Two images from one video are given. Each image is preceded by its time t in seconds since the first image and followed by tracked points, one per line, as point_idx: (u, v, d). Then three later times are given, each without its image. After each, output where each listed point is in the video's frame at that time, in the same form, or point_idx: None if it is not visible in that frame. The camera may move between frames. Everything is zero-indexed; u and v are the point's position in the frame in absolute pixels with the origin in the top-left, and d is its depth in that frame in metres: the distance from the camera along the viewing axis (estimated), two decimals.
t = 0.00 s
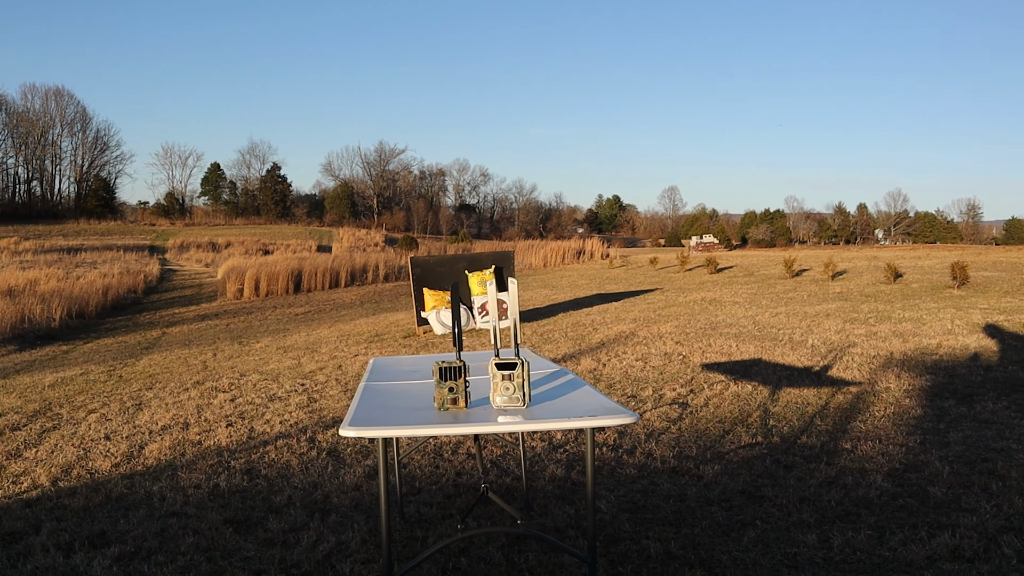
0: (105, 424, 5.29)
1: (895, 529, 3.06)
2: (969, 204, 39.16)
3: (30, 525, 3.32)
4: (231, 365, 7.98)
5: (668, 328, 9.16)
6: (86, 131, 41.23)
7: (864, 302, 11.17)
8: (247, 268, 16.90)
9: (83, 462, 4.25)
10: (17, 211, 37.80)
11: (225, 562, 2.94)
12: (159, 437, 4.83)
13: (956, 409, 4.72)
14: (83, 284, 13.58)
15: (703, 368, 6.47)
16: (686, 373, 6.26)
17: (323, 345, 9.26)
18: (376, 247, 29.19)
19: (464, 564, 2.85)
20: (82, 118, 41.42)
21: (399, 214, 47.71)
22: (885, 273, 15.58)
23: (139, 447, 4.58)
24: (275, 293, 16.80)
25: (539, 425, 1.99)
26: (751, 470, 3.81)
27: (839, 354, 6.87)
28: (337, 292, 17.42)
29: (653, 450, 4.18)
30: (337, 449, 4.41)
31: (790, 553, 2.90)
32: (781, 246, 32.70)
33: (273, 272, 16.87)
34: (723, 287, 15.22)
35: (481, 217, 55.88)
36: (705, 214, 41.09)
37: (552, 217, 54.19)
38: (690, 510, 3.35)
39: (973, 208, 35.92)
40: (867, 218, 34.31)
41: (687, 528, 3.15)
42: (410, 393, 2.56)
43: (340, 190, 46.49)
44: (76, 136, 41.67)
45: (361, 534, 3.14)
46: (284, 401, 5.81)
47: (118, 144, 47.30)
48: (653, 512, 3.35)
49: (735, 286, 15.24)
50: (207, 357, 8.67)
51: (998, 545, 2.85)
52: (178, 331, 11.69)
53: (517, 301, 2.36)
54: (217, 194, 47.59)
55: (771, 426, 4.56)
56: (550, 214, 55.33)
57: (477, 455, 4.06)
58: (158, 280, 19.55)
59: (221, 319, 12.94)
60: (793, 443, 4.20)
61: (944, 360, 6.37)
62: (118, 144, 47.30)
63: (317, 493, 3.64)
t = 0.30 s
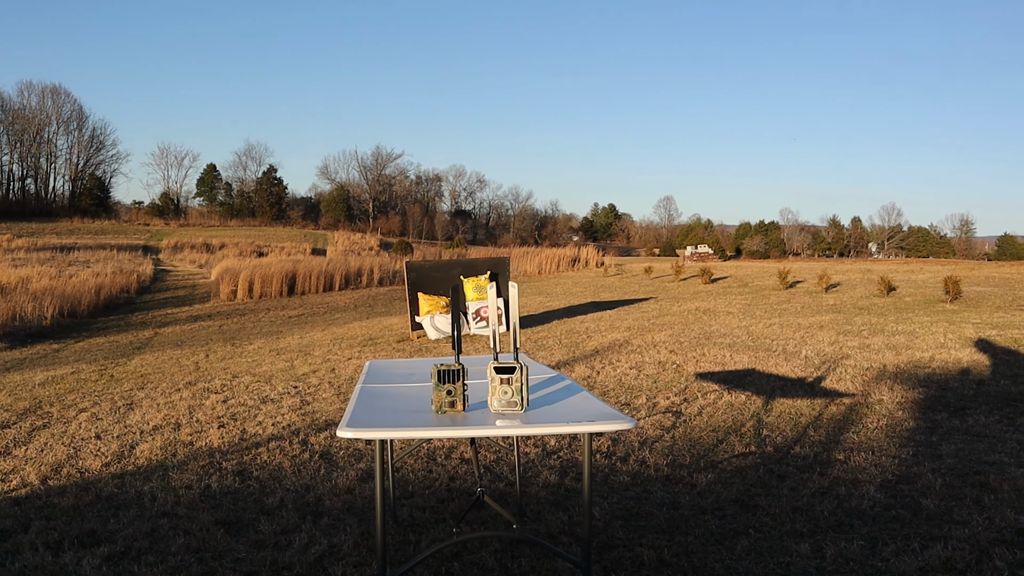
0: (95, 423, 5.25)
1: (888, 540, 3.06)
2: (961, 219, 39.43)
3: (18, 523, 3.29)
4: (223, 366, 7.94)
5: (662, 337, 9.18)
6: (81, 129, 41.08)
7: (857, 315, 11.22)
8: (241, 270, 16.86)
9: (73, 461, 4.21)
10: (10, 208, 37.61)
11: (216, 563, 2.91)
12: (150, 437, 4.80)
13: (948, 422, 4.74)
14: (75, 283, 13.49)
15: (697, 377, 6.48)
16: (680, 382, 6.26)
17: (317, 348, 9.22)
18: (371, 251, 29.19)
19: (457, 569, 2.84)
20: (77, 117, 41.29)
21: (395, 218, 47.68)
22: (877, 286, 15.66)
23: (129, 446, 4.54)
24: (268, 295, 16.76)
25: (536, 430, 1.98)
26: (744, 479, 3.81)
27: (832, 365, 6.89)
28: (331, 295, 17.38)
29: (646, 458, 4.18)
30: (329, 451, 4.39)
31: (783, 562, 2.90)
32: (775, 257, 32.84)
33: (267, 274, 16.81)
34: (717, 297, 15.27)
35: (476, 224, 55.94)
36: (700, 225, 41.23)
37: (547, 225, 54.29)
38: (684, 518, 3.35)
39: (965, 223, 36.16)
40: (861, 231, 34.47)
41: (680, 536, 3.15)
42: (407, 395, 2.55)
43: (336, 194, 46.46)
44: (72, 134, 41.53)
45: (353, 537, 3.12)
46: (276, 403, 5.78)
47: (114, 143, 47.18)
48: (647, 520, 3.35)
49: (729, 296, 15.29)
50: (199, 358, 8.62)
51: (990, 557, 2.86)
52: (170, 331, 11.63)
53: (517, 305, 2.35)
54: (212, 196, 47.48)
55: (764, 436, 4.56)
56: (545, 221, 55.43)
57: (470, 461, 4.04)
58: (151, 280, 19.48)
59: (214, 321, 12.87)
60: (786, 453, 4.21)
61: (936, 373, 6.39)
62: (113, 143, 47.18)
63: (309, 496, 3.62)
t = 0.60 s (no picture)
0: (90, 420, 5.23)
1: (884, 546, 3.06)
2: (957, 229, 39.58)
3: (13, 519, 3.27)
4: (219, 365, 7.91)
5: (658, 342, 9.18)
6: (79, 126, 40.96)
7: (853, 323, 11.24)
8: (237, 269, 16.82)
9: (68, 458, 4.19)
10: (6, 204, 37.47)
11: (211, 561, 2.90)
12: (145, 434, 4.77)
13: (945, 430, 4.75)
14: (71, 280, 13.44)
15: (693, 382, 6.48)
16: (676, 387, 6.26)
17: (313, 348, 9.20)
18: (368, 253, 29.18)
19: (454, 570, 2.83)
20: (75, 113, 41.18)
21: (393, 219, 47.66)
22: (874, 295, 15.69)
23: (125, 444, 4.52)
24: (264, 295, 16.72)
25: (537, 431, 1.98)
26: (741, 484, 3.81)
27: (829, 373, 6.90)
28: (327, 296, 17.35)
29: (643, 462, 4.17)
30: (325, 451, 4.38)
31: (779, 567, 2.91)
32: (771, 265, 32.89)
33: (263, 274, 16.77)
34: (714, 303, 15.29)
35: (473, 226, 55.93)
36: (697, 231, 41.27)
37: (544, 229, 54.29)
38: (680, 522, 3.34)
39: (961, 233, 36.21)
40: (858, 240, 34.32)
41: (676, 540, 3.14)
42: (406, 395, 2.54)
43: (333, 195, 46.41)
44: (70, 131, 41.41)
45: (350, 537, 3.11)
46: (272, 402, 5.76)
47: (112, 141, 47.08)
48: (643, 524, 3.34)
49: (725, 302, 15.30)
50: (195, 356, 8.59)
51: (986, 565, 2.86)
52: (166, 330, 11.59)
53: (519, 306, 2.33)
54: (209, 195, 47.38)
55: (761, 442, 4.56)
56: (542, 225, 55.47)
57: (467, 462, 4.03)
58: (147, 277, 19.41)
59: (210, 320, 12.83)
60: (783, 459, 4.21)
61: (932, 382, 6.41)
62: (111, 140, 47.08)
63: (305, 495, 3.61)
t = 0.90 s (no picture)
0: (87, 419, 5.22)
1: (882, 551, 3.07)
2: (955, 235, 39.64)
3: (9, 518, 3.27)
4: (217, 365, 7.91)
5: (657, 345, 9.19)
6: (79, 125, 40.96)
7: (852, 327, 11.25)
8: (236, 269, 16.82)
9: (65, 457, 4.19)
10: (5, 202, 37.46)
11: (208, 561, 2.90)
12: (142, 434, 4.77)
13: (943, 436, 4.75)
14: (69, 279, 13.43)
15: (692, 386, 6.48)
16: (675, 390, 6.26)
17: (312, 349, 9.20)
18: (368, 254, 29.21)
19: (451, 571, 2.84)
20: (75, 112, 41.18)
21: (392, 221, 47.66)
22: (872, 300, 15.73)
23: (123, 444, 4.52)
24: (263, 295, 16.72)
25: (537, 433, 1.98)
26: (739, 488, 3.81)
27: (827, 377, 6.90)
28: (326, 297, 17.35)
29: (641, 465, 4.17)
30: (323, 452, 4.38)
31: (776, 571, 2.90)
32: (770, 269, 32.94)
33: (262, 274, 16.76)
34: (712, 307, 15.31)
35: (473, 228, 55.97)
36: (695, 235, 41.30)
37: (543, 232, 54.36)
38: (678, 526, 3.34)
39: (960, 239, 36.27)
40: (856, 244, 34.48)
41: (674, 544, 3.14)
42: (405, 396, 2.54)
43: (333, 196, 46.44)
44: (70, 130, 41.41)
45: (347, 538, 3.10)
46: (270, 403, 5.76)
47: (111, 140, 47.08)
48: (641, 527, 3.34)
49: (724, 306, 15.33)
50: (193, 356, 8.59)
51: (984, 571, 2.86)
52: (164, 330, 11.58)
53: (518, 307, 2.32)
54: (208, 195, 47.38)
55: (759, 446, 4.56)
56: (542, 228, 55.49)
57: (465, 464, 4.03)
58: (146, 277, 19.40)
59: (209, 320, 12.82)
60: (781, 463, 4.21)
61: (930, 387, 6.41)
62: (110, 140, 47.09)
63: (302, 496, 3.60)
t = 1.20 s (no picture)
0: (86, 417, 5.21)
1: (879, 553, 3.07)
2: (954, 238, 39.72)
3: (7, 516, 3.27)
4: (215, 363, 7.90)
5: (656, 346, 9.19)
6: (79, 123, 40.87)
7: (851, 329, 11.26)
8: (235, 268, 16.81)
9: (63, 455, 4.18)
10: (4, 200, 37.43)
11: (206, 560, 2.90)
12: (140, 432, 4.77)
13: (940, 438, 4.76)
14: (68, 277, 13.42)
15: (690, 387, 6.49)
16: (673, 391, 6.27)
17: (310, 348, 9.19)
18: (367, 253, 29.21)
19: (449, 570, 2.84)
20: (75, 110, 41.13)
21: (391, 220, 47.62)
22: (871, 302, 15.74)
23: (121, 442, 4.51)
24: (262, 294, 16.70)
25: (534, 433, 1.98)
26: (737, 489, 3.82)
27: (825, 379, 6.91)
28: (325, 296, 17.34)
29: (640, 466, 4.18)
30: (321, 451, 4.38)
31: (773, 572, 2.91)
32: (769, 270, 32.96)
33: (261, 273, 16.76)
34: (711, 308, 15.32)
35: (472, 228, 55.96)
36: (695, 236, 41.30)
37: (542, 232, 54.38)
38: (676, 526, 3.35)
39: (959, 241, 36.30)
40: (856, 246, 34.51)
41: (672, 544, 3.15)
42: (403, 396, 2.54)
43: (332, 195, 46.41)
44: (69, 128, 41.34)
45: (344, 538, 3.10)
46: (269, 402, 5.75)
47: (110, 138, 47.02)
48: (638, 527, 3.34)
49: (723, 307, 15.34)
50: (191, 355, 8.58)
51: (980, 574, 2.86)
52: (163, 328, 11.58)
53: (516, 307, 2.31)
54: (208, 193, 47.33)
55: (757, 447, 4.57)
56: (541, 228, 55.47)
57: (463, 464, 4.03)
58: (145, 275, 19.37)
59: (207, 318, 12.81)
60: (779, 465, 4.22)
61: (929, 389, 6.42)
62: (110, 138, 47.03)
63: (300, 495, 3.60)
